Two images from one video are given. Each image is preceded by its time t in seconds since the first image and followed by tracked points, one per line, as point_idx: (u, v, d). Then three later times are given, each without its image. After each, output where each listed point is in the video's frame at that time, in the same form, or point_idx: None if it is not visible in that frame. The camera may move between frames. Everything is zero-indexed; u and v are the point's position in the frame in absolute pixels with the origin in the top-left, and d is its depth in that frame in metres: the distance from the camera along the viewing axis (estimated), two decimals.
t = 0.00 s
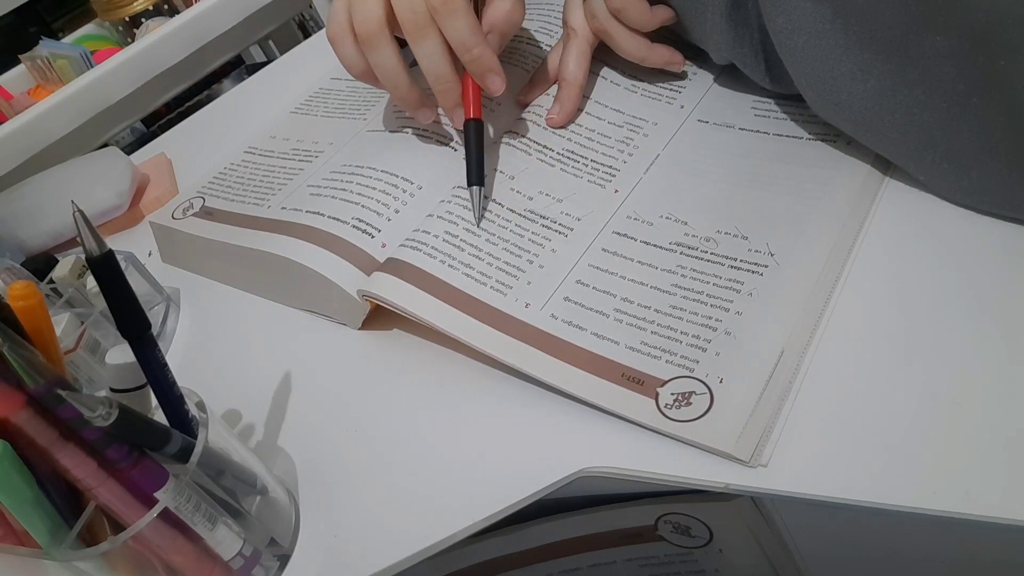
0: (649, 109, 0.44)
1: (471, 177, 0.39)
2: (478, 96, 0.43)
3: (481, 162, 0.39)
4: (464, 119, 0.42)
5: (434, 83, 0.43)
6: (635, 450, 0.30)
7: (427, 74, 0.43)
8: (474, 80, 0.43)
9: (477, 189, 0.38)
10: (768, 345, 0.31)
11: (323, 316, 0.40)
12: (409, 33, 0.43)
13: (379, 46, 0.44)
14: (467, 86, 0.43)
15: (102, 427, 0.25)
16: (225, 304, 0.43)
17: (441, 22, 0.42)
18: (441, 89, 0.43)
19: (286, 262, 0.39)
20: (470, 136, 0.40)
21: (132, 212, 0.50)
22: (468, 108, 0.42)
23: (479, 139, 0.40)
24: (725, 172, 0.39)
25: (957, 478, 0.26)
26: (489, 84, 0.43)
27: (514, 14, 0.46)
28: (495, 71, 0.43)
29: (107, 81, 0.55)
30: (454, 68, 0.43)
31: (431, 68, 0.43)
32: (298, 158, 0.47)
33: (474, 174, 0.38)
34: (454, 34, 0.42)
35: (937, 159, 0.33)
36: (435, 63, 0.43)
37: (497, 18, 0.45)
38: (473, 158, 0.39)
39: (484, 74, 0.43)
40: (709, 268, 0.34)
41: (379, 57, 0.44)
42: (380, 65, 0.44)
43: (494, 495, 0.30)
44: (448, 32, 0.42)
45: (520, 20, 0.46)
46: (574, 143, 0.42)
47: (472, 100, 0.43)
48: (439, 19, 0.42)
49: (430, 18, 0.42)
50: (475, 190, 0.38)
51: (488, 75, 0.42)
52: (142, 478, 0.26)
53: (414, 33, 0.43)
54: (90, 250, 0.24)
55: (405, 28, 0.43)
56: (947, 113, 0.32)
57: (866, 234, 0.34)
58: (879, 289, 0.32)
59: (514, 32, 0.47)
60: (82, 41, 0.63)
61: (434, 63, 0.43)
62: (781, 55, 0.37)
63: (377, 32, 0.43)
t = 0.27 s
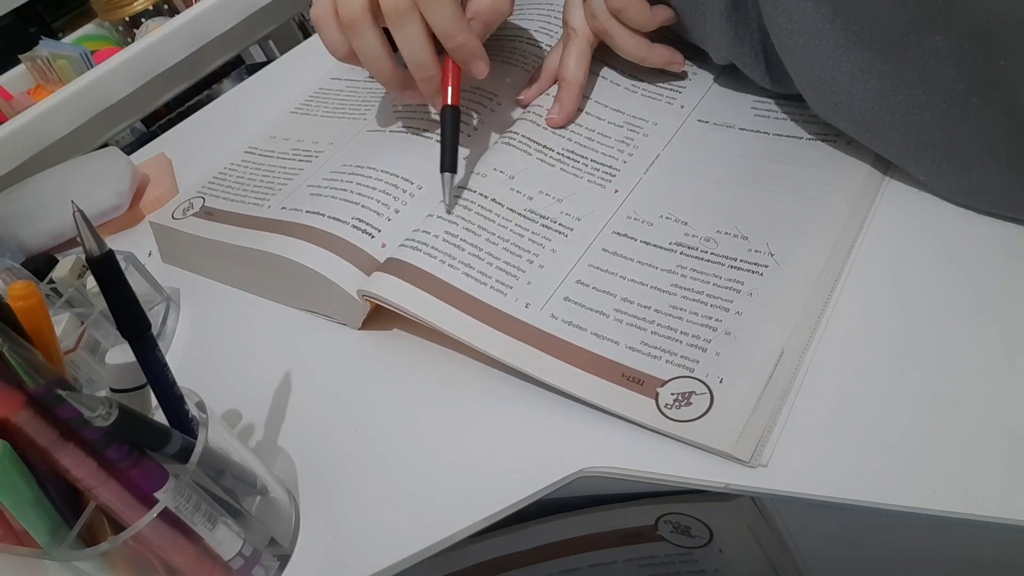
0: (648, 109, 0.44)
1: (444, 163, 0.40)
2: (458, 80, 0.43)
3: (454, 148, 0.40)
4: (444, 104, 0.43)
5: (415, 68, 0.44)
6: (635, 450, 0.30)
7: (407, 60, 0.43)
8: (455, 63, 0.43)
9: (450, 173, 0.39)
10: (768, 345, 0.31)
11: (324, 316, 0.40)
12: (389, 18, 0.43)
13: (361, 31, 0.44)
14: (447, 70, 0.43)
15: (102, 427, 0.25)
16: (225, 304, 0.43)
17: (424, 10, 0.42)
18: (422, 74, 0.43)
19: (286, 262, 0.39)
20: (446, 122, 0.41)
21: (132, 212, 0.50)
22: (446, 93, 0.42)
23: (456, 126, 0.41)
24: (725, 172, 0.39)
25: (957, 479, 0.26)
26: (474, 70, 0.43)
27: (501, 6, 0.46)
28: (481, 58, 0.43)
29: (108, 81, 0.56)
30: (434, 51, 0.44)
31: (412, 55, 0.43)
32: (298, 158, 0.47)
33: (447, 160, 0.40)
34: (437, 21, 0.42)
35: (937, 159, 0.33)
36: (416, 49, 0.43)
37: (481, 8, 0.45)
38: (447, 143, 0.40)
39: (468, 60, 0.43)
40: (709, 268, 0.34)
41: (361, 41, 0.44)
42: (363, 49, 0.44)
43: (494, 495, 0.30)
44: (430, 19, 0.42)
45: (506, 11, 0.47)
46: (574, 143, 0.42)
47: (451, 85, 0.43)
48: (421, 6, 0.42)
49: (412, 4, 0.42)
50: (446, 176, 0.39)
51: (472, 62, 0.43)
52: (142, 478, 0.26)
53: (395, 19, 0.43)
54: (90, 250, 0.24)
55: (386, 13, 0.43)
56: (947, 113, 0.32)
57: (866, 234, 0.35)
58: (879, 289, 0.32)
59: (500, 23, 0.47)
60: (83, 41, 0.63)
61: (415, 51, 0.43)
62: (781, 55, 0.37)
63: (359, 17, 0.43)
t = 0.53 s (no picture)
0: (648, 109, 0.44)
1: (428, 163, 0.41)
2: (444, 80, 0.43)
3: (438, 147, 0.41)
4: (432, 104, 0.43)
5: (403, 68, 0.44)
6: (635, 450, 0.30)
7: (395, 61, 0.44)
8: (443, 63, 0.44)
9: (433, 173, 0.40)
10: (768, 345, 0.31)
11: (324, 316, 0.40)
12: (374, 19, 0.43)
13: (349, 30, 0.44)
14: (434, 70, 0.44)
15: (102, 427, 0.25)
16: (225, 304, 0.43)
17: (410, 11, 0.42)
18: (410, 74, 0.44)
19: (286, 262, 0.39)
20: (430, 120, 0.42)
21: (131, 212, 0.50)
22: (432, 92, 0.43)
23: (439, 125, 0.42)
24: (725, 172, 0.39)
25: (958, 479, 0.26)
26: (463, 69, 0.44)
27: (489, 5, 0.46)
28: (469, 57, 0.44)
29: (108, 81, 0.56)
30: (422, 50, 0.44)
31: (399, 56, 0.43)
32: (298, 158, 0.47)
33: (430, 161, 0.41)
34: (423, 22, 0.42)
35: (937, 159, 0.33)
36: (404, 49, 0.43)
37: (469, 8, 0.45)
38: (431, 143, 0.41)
39: (456, 60, 0.43)
40: (709, 268, 0.34)
41: (350, 43, 0.44)
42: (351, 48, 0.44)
43: (495, 495, 0.30)
44: (416, 19, 0.42)
45: (494, 9, 0.46)
46: (574, 143, 0.42)
47: (438, 85, 0.43)
48: (407, 7, 0.42)
49: (398, 5, 0.42)
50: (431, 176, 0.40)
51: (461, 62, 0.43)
52: (142, 478, 0.26)
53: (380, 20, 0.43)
54: (90, 250, 0.24)
55: (372, 14, 0.43)
56: (947, 113, 0.32)
57: (866, 234, 0.35)
58: (879, 289, 0.32)
59: (489, 22, 0.47)
60: (83, 41, 0.63)
61: (401, 51, 0.43)
62: (781, 55, 0.37)
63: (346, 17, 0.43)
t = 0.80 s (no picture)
0: (648, 109, 0.44)
1: (495, 183, 0.38)
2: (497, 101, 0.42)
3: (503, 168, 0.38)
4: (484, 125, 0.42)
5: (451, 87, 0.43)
6: (635, 450, 0.30)
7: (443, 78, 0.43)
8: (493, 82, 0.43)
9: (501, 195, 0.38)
10: (768, 345, 0.31)
11: (324, 316, 0.40)
12: (423, 35, 0.42)
13: (390, 48, 0.43)
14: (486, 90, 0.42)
15: (102, 427, 0.25)
16: (225, 304, 0.43)
17: (461, 28, 0.42)
18: (459, 94, 0.43)
19: (286, 262, 0.39)
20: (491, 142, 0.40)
21: (131, 212, 0.50)
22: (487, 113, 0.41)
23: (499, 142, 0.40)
24: (725, 172, 0.39)
25: (957, 479, 0.26)
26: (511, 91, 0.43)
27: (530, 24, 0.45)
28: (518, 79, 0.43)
29: (108, 81, 0.55)
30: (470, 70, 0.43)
31: (449, 73, 0.42)
32: (298, 158, 0.47)
33: (497, 180, 0.38)
34: (476, 40, 0.41)
35: (937, 159, 0.33)
36: (452, 68, 0.42)
37: (514, 28, 0.44)
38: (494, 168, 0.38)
39: (507, 80, 0.42)
40: (709, 268, 0.34)
41: (390, 59, 0.43)
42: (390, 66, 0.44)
43: (494, 495, 0.30)
44: (468, 38, 0.42)
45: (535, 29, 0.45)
46: (574, 143, 0.42)
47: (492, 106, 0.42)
48: (459, 24, 0.42)
49: (448, 22, 0.42)
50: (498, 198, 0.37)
51: (511, 83, 0.42)
52: (142, 478, 0.26)
53: (431, 37, 0.42)
54: (89, 250, 0.24)
55: (420, 30, 0.42)
56: (947, 113, 0.32)
57: (866, 234, 0.35)
58: (879, 289, 0.32)
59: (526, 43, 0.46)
60: (82, 41, 0.63)
61: (452, 69, 0.42)
62: (781, 55, 0.37)
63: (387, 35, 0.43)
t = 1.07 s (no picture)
0: (648, 109, 0.44)
1: (462, 167, 0.39)
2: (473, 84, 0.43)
3: (473, 153, 0.39)
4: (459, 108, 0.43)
5: (427, 69, 0.43)
6: (635, 450, 0.30)
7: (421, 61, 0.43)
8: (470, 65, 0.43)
9: (467, 177, 0.38)
10: (768, 345, 0.31)
11: (324, 316, 0.40)
12: (402, 19, 0.42)
13: (371, 31, 0.44)
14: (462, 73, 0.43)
15: (102, 427, 0.25)
16: (225, 304, 0.43)
17: (441, 13, 0.42)
18: (437, 78, 0.43)
19: (286, 262, 0.39)
20: (463, 125, 0.41)
21: (132, 212, 0.50)
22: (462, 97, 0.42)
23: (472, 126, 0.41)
24: (725, 172, 0.39)
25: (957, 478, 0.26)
26: (490, 74, 0.44)
27: (515, 10, 0.45)
28: (496, 62, 0.43)
29: (108, 81, 0.55)
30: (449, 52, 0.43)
31: (426, 56, 0.43)
32: (298, 158, 0.47)
33: (466, 164, 0.39)
34: (455, 24, 0.42)
35: (937, 159, 0.33)
36: (430, 50, 0.43)
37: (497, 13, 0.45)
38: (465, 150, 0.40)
39: (485, 64, 0.43)
40: (709, 268, 0.34)
41: (371, 42, 0.44)
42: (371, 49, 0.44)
43: (494, 495, 0.30)
44: (447, 22, 0.42)
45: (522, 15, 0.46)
46: (574, 143, 0.42)
47: (467, 89, 0.43)
48: (439, 9, 0.42)
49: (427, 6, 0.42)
50: (466, 180, 0.38)
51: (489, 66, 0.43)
52: (142, 478, 0.26)
53: (411, 22, 0.42)
54: (90, 250, 0.24)
55: (400, 15, 0.42)
56: (947, 113, 0.32)
57: (866, 234, 0.35)
58: (880, 290, 0.32)
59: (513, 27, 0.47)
60: (82, 41, 0.63)
61: (430, 52, 0.43)
62: (781, 55, 0.37)
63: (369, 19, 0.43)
